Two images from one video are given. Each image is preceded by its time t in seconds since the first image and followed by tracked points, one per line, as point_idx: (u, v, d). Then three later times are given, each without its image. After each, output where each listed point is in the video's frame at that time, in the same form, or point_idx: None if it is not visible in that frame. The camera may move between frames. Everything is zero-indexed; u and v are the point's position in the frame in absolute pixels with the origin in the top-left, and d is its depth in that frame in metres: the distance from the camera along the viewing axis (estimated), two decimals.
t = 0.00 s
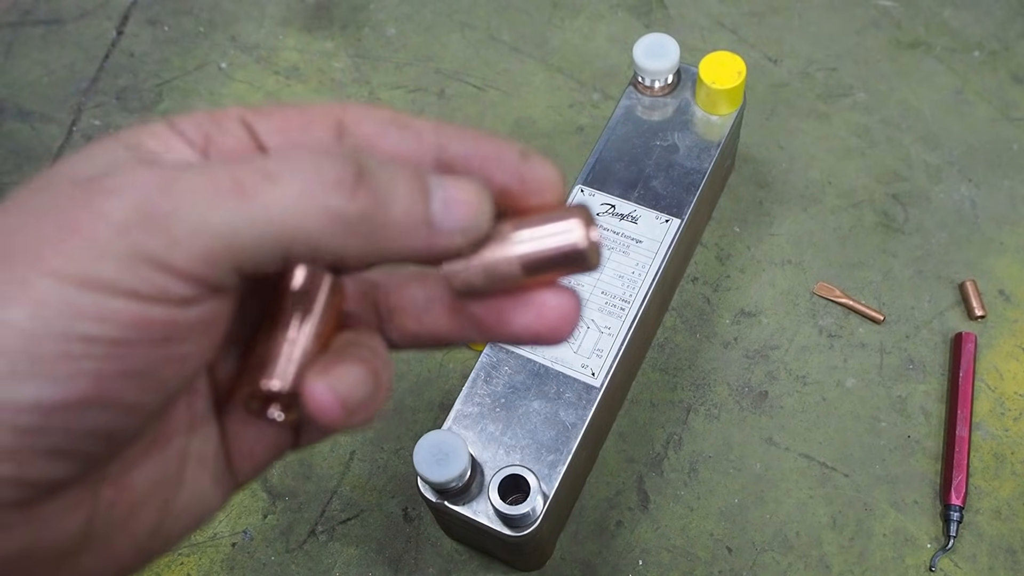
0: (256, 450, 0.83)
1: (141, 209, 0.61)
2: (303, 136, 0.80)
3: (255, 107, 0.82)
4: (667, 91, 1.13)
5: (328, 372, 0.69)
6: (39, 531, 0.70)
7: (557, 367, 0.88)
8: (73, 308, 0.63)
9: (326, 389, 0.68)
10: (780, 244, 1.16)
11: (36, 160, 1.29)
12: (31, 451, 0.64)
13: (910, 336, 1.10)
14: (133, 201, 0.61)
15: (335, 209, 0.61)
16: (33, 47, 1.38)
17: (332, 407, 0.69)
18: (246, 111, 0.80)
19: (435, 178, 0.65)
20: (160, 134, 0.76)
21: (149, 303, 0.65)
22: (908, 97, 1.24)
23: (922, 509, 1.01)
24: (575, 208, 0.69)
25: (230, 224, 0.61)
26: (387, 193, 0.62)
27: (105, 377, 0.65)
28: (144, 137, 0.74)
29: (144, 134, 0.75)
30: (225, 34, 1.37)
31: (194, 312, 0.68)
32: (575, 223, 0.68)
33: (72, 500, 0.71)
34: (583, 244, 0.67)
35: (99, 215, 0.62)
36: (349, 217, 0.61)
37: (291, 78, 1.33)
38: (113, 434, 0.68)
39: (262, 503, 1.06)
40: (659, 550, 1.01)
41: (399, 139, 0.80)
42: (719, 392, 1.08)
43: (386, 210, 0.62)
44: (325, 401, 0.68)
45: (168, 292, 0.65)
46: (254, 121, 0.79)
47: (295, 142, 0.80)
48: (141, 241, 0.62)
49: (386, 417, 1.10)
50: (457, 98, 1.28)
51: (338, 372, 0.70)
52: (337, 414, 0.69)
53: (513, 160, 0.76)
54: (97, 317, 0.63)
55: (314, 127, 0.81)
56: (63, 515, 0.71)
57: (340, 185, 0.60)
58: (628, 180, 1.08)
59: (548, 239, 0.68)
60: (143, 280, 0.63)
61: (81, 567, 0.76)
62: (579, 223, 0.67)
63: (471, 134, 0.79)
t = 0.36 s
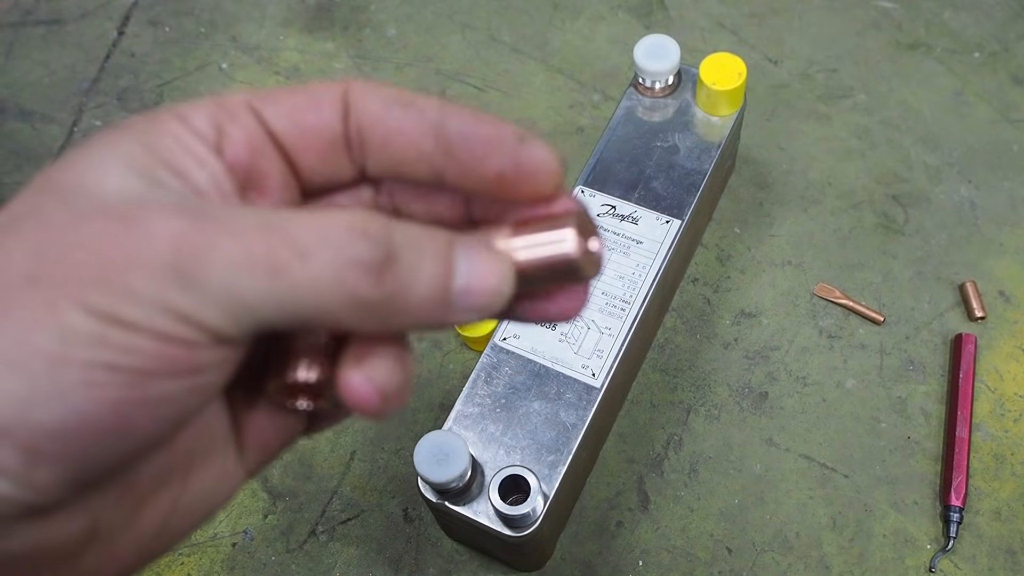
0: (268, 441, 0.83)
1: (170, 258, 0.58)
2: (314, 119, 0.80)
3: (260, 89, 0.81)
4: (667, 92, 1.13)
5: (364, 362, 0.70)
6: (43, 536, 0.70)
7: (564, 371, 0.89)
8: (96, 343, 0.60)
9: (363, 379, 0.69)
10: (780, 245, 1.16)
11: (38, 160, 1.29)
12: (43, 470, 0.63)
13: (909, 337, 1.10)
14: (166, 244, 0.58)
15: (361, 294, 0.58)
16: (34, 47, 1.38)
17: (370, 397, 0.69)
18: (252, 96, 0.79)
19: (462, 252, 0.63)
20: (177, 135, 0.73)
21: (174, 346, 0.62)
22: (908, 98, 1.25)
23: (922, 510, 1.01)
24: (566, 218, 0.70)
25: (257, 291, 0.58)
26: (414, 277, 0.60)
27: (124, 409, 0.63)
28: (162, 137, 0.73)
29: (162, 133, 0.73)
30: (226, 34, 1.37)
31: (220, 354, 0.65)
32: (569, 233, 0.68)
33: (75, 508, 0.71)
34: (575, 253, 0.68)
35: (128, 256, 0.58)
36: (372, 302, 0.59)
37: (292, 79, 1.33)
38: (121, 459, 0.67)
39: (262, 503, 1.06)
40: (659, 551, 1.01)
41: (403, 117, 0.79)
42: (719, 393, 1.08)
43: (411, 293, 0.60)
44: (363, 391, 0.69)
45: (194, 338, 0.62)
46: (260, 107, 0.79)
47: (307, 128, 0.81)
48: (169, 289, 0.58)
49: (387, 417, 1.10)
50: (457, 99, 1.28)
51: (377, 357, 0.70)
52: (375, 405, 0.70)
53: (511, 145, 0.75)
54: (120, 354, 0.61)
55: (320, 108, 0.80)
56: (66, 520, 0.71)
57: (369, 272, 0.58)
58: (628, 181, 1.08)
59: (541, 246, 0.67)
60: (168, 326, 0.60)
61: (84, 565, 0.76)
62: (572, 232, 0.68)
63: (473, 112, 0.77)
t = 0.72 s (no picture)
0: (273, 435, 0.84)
1: (173, 258, 0.57)
2: (313, 99, 0.81)
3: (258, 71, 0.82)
4: (668, 94, 1.13)
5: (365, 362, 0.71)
6: (41, 535, 0.71)
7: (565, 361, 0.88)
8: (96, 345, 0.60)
9: (339, 390, 0.70)
10: (781, 247, 1.17)
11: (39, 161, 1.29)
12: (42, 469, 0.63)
13: (910, 339, 1.10)
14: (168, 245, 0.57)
15: (362, 298, 0.59)
16: (35, 48, 1.39)
17: (346, 406, 0.70)
18: (250, 79, 0.80)
19: (463, 251, 0.62)
20: (176, 124, 0.74)
21: (175, 348, 0.62)
22: (909, 100, 1.25)
23: (922, 512, 1.01)
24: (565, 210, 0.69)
25: (259, 294, 0.58)
26: (416, 281, 0.60)
27: (123, 412, 0.63)
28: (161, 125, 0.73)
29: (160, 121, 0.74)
30: (227, 36, 1.37)
31: (222, 356, 0.65)
32: (566, 225, 0.68)
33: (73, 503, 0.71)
34: (571, 246, 0.67)
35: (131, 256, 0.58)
36: (374, 306, 0.59)
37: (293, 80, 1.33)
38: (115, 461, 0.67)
39: (263, 504, 1.06)
40: (659, 552, 1.01)
41: (404, 92, 0.79)
42: (720, 395, 1.08)
43: (411, 299, 0.60)
44: (339, 400, 0.70)
45: (196, 341, 0.62)
46: (259, 91, 0.80)
47: (307, 110, 0.81)
48: (169, 292, 0.58)
49: (388, 419, 1.11)
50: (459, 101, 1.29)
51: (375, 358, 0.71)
52: (352, 411, 0.70)
53: (514, 118, 0.75)
54: (120, 357, 0.61)
55: (318, 89, 0.81)
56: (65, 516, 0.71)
57: (371, 276, 0.58)
58: (629, 183, 1.08)
59: (537, 240, 0.67)
60: (169, 328, 0.60)
61: (87, 562, 0.76)
62: (569, 225, 0.68)
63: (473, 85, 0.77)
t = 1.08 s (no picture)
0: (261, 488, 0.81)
1: (170, 230, 0.61)
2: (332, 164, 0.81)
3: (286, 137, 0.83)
4: (668, 95, 1.13)
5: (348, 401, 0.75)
6: (42, 540, 0.71)
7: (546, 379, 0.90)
8: (95, 329, 0.62)
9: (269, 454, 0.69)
10: (781, 248, 1.16)
11: (40, 162, 1.29)
12: (45, 466, 0.64)
13: (910, 340, 1.10)
14: (164, 221, 0.61)
15: (352, 220, 0.62)
16: (36, 49, 1.39)
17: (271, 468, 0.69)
18: (274, 140, 0.82)
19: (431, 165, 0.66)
20: (182, 158, 0.77)
21: (176, 325, 0.64)
22: (909, 102, 1.25)
23: (922, 514, 1.01)
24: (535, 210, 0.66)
25: (256, 241, 0.61)
26: (396, 197, 0.63)
27: (125, 399, 0.64)
28: (168, 160, 0.77)
29: (169, 157, 0.77)
30: (228, 37, 1.37)
31: (220, 332, 0.67)
32: (527, 228, 0.64)
33: (71, 521, 0.72)
34: (527, 249, 0.64)
35: (128, 236, 0.61)
36: (366, 226, 0.63)
37: (293, 81, 1.33)
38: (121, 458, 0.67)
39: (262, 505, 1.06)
40: (659, 554, 1.01)
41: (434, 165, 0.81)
42: (720, 397, 1.08)
43: (398, 212, 0.64)
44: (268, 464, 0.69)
45: (196, 313, 0.64)
46: (280, 149, 0.81)
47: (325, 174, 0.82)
48: (168, 265, 0.61)
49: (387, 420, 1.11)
50: (459, 102, 1.29)
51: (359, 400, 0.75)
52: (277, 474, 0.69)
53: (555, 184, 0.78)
54: (122, 338, 0.62)
55: (340, 156, 0.81)
56: (63, 537, 0.72)
57: (351, 200, 0.62)
58: (629, 184, 1.08)
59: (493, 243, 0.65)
60: (171, 301, 0.62)
61: None
62: (528, 230, 0.64)
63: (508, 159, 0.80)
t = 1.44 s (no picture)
0: (258, 464, 0.84)
1: (135, 253, 0.58)
2: (315, 129, 0.79)
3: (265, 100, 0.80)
4: (667, 97, 1.13)
5: (344, 369, 0.68)
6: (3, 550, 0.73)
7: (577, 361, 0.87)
8: (50, 342, 0.62)
9: (342, 389, 0.67)
10: (780, 251, 1.17)
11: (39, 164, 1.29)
12: None
13: (908, 342, 1.10)
14: (128, 242, 0.59)
15: (336, 276, 0.58)
16: (35, 52, 1.39)
17: (351, 408, 0.68)
18: (253, 105, 0.79)
19: (450, 218, 0.59)
20: (161, 131, 0.75)
21: (132, 345, 0.64)
22: (908, 104, 1.25)
23: (921, 516, 1.01)
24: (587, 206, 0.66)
25: (222, 283, 0.58)
26: (393, 258, 0.58)
27: (79, 412, 0.65)
28: (146, 134, 0.75)
29: (147, 129, 0.75)
30: (227, 39, 1.38)
31: (183, 356, 0.67)
32: (586, 219, 0.64)
33: (37, 524, 0.73)
34: (592, 242, 0.64)
35: (93, 252, 0.59)
36: (352, 284, 0.58)
37: (292, 84, 1.33)
38: (72, 472, 0.69)
39: (261, 507, 1.06)
40: (657, 556, 1.01)
41: (424, 127, 0.78)
42: (719, 398, 1.08)
43: (393, 273, 0.58)
44: (343, 402, 0.67)
45: (154, 337, 0.63)
46: (259, 116, 0.78)
47: (308, 140, 0.79)
48: (127, 288, 0.60)
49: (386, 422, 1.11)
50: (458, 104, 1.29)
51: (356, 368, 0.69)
52: (357, 417, 0.68)
53: (559, 144, 0.74)
54: (77, 355, 0.63)
55: (322, 121, 0.79)
56: (29, 538, 0.73)
57: (342, 253, 0.57)
58: (627, 187, 1.08)
59: (560, 231, 0.63)
60: (129, 323, 0.62)
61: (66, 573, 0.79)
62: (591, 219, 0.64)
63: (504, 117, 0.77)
